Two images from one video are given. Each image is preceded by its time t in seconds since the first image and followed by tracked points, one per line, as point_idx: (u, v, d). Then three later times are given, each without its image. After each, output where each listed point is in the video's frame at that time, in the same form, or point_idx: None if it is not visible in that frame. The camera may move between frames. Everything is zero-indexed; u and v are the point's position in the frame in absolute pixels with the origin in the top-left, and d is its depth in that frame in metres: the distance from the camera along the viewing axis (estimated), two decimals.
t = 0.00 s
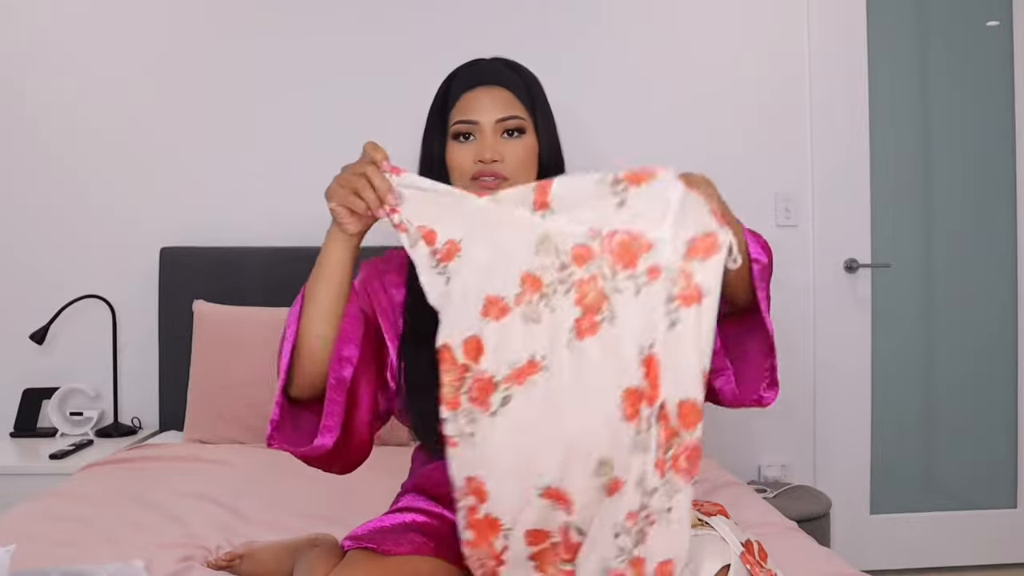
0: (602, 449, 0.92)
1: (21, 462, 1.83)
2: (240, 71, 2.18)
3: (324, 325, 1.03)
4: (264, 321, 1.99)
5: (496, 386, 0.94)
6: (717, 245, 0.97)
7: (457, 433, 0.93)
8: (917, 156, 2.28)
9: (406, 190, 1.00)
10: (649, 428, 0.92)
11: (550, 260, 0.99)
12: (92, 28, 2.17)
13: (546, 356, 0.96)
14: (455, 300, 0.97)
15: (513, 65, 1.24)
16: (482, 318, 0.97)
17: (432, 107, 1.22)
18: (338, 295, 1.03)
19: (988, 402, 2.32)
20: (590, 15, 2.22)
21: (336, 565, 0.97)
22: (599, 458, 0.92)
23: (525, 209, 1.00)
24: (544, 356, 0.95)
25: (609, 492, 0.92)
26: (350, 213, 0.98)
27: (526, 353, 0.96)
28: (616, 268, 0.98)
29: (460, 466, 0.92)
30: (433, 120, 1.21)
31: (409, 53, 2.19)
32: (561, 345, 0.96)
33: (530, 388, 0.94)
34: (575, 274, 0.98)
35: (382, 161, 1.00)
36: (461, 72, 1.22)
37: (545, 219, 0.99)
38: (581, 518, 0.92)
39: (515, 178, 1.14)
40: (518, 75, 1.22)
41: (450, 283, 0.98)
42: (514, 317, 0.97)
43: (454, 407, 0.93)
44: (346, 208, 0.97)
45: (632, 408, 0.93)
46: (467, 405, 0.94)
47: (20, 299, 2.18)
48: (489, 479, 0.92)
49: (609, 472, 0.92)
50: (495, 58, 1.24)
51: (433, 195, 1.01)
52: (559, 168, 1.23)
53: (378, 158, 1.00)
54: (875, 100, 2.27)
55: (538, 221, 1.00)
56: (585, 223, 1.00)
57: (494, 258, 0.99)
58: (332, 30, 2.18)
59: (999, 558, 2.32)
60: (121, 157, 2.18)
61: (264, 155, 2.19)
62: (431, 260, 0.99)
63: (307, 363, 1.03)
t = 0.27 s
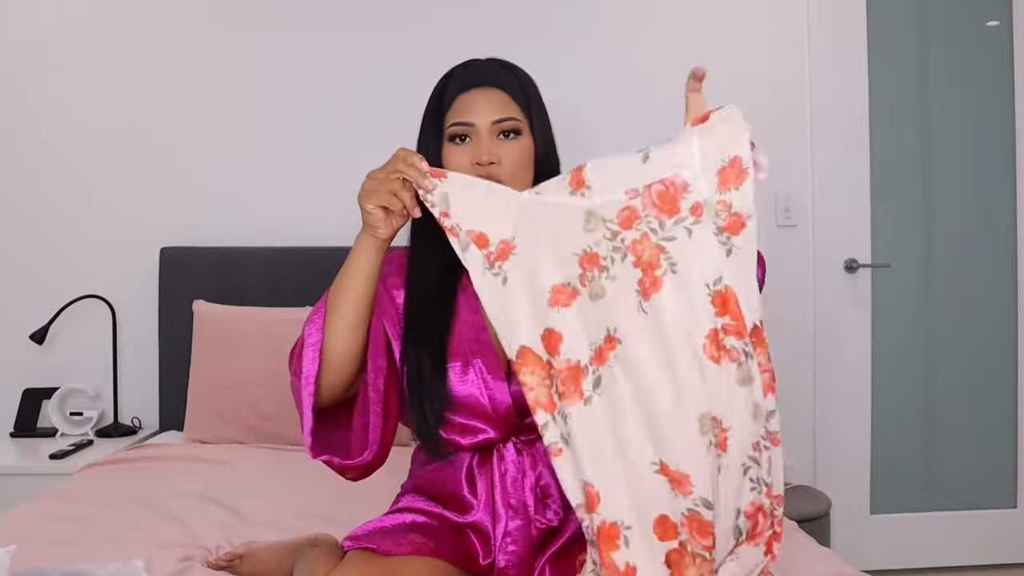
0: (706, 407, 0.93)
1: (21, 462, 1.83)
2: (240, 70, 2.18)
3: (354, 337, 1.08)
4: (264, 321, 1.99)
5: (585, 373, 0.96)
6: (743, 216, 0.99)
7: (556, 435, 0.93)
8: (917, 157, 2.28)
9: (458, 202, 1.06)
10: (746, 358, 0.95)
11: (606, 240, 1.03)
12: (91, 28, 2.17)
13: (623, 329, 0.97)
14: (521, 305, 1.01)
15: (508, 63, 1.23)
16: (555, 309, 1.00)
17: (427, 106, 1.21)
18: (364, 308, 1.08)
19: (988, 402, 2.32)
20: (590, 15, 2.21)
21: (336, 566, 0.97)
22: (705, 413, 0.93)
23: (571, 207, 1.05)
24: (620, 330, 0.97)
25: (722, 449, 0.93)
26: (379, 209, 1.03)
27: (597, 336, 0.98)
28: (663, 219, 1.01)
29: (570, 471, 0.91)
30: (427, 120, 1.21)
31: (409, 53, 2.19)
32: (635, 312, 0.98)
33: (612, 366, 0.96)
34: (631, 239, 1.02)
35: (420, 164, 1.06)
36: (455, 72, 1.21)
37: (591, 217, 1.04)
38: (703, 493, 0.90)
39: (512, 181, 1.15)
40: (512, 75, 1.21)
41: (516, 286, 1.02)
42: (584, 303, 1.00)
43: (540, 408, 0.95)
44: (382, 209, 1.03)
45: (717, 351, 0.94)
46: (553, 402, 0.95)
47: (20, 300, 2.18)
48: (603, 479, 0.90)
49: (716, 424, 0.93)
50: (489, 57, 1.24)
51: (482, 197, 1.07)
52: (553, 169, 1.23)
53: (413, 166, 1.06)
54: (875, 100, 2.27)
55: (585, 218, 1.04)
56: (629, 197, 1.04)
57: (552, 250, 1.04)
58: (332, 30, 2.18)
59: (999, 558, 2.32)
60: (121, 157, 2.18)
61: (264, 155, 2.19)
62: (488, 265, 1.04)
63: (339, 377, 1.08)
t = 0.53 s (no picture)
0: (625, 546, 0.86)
1: (21, 462, 1.83)
2: (240, 70, 2.18)
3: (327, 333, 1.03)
4: (264, 321, 1.99)
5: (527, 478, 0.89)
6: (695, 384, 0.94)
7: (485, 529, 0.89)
8: (916, 157, 2.28)
9: (439, 270, 1.00)
10: (689, 527, 0.85)
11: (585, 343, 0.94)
12: (91, 28, 2.17)
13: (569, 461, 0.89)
14: (477, 392, 0.93)
15: (507, 63, 1.23)
16: (507, 408, 0.92)
17: (427, 107, 1.22)
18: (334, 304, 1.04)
19: (988, 402, 2.32)
20: (590, 15, 2.22)
21: (335, 566, 0.97)
22: (632, 556, 0.86)
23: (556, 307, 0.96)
24: (570, 450, 0.89)
25: None
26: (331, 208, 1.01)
27: (549, 446, 0.90)
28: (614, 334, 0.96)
29: None
30: (427, 121, 1.21)
31: (409, 53, 2.19)
32: (582, 448, 0.89)
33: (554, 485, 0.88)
34: (593, 377, 0.93)
35: (356, 152, 1.02)
36: (455, 72, 1.22)
37: (573, 326, 0.95)
38: None
39: (511, 180, 1.14)
40: (512, 75, 1.21)
41: (476, 370, 0.94)
42: (540, 415, 0.91)
43: (472, 499, 0.90)
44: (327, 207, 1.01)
45: (654, 509, 0.86)
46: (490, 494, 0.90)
47: (20, 300, 2.18)
48: None
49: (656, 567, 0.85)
50: (489, 57, 1.24)
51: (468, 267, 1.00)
52: (553, 168, 1.23)
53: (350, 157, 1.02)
54: (875, 100, 2.27)
55: (565, 328, 0.95)
56: (620, 316, 0.96)
57: (523, 349, 0.94)
58: (332, 30, 2.19)
59: (999, 558, 2.32)
60: (121, 157, 2.18)
61: (264, 155, 2.19)
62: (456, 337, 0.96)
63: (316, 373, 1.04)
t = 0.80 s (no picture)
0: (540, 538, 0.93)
1: (21, 462, 1.83)
2: (240, 70, 2.18)
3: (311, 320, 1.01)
4: (264, 321, 1.99)
5: (471, 459, 0.97)
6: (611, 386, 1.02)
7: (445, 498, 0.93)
8: (917, 157, 2.27)
9: (403, 242, 1.03)
10: (564, 523, 0.94)
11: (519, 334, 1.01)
12: (91, 28, 2.17)
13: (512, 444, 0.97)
14: (440, 369, 0.99)
15: (507, 63, 1.23)
16: (456, 389, 0.99)
17: (427, 108, 1.22)
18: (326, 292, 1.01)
19: (988, 402, 2.32)
20: (589, 14, 2.21)
21: (335, 566, 0.96)
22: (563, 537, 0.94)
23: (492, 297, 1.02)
24: (508, 433, 0.98)
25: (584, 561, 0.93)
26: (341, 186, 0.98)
27: (496, 425, 0.98)
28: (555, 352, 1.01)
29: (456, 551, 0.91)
30: (428, 122, 1.22)
31: (409, 53, 2.19)
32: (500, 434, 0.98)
33: (498, 463, 0.96)
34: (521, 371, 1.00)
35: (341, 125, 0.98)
36: (455, 73, 1.22)
37: (508, 316, 1.02)
38: None
39: (510, 180, 1.14)
40: (512, 75, 1.21)
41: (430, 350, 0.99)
42: (483, 396, 0.99)
43: (447, 473, 0.95)
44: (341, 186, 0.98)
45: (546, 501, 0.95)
46: (448, 473, 0.95)
47: (20, 300, 2.18)
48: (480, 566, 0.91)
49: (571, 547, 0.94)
50: (489, 58, 1.24)
51: (422, 249, 1.03)
52: (554, 168, 1.23)
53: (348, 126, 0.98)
54: (876, 100, 2.27)
55: (500, 318, 1.02)
56: (550, 309, 1.02)
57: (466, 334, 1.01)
58: (333, 30, 2.18)
59: (999, 558, 2.32)
60: (121, 157, 2.18)
61: (264, 155, 2.19)
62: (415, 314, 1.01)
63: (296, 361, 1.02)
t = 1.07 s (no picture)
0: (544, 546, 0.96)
1: (21, 462, 1.83)
2: (240, 70, 2.18)
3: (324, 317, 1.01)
4: (264, 321, 1.99)
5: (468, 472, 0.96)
6: (634, 415, 0.97)
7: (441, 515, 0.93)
8: (917, 157, 2.27)
9: (418, 255, 0.99)
10: (586, 540, 0.95)
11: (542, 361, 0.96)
12: (91, 28, 2.17)
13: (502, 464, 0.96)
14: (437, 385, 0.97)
15: (509, 64, 1.23)
16: (457, 404, 0.97)
17: (428, 110, 1.22)
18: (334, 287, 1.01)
19: (988, 402, 2.32)
20: (589, 14, 2.21)
21: (336, 565, 0.96)
22: (538, 554, 0.96)
23: (518, 317, 0.98)
24: (501, 458, 0.96)
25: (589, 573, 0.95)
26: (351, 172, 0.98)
27: (488, 450, 0.96)
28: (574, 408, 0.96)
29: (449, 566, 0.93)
30: (429, 124, 1.21)
31: (409, 53, 2.19)
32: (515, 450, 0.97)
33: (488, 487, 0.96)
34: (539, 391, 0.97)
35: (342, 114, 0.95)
36: (457, 74, 1.21)
37: (530, 340, 0.97)
38: None
39: (513, 183, 1.14)
40: (514, 76, 1.21)
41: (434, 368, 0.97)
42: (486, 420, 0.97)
43: (441, 486, 0.94)
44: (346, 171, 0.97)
45: (560, 515, 0.95)
46: (443, 486, 0.94)
47: (20, 300, 2.18)
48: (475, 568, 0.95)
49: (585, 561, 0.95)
50: (491, 59, 1.24)
51: (444, 265, 1.00)
52: (554, 168, 1.23)
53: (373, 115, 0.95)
54: (876, 100, 2.27)
55: (522, 342, 0.97)
56: (581, 337, 0.97)
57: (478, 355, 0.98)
58: (332, 30, 2.18)
59: (999, 558, 2.32)
60: (121, 157, 2.18)
61: (263, 155, 2.19)
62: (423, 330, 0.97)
63: (319, 362, 1.02)
